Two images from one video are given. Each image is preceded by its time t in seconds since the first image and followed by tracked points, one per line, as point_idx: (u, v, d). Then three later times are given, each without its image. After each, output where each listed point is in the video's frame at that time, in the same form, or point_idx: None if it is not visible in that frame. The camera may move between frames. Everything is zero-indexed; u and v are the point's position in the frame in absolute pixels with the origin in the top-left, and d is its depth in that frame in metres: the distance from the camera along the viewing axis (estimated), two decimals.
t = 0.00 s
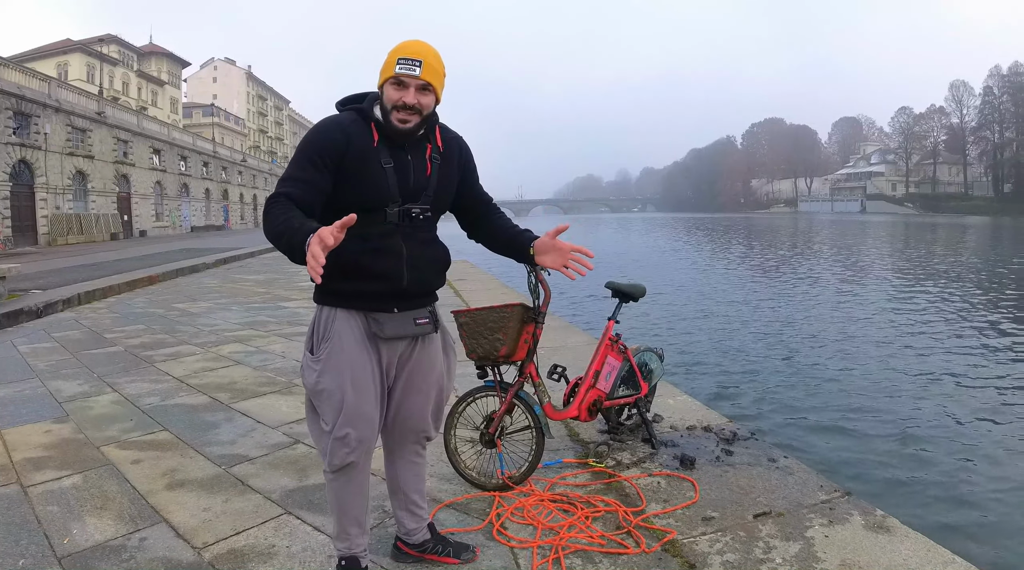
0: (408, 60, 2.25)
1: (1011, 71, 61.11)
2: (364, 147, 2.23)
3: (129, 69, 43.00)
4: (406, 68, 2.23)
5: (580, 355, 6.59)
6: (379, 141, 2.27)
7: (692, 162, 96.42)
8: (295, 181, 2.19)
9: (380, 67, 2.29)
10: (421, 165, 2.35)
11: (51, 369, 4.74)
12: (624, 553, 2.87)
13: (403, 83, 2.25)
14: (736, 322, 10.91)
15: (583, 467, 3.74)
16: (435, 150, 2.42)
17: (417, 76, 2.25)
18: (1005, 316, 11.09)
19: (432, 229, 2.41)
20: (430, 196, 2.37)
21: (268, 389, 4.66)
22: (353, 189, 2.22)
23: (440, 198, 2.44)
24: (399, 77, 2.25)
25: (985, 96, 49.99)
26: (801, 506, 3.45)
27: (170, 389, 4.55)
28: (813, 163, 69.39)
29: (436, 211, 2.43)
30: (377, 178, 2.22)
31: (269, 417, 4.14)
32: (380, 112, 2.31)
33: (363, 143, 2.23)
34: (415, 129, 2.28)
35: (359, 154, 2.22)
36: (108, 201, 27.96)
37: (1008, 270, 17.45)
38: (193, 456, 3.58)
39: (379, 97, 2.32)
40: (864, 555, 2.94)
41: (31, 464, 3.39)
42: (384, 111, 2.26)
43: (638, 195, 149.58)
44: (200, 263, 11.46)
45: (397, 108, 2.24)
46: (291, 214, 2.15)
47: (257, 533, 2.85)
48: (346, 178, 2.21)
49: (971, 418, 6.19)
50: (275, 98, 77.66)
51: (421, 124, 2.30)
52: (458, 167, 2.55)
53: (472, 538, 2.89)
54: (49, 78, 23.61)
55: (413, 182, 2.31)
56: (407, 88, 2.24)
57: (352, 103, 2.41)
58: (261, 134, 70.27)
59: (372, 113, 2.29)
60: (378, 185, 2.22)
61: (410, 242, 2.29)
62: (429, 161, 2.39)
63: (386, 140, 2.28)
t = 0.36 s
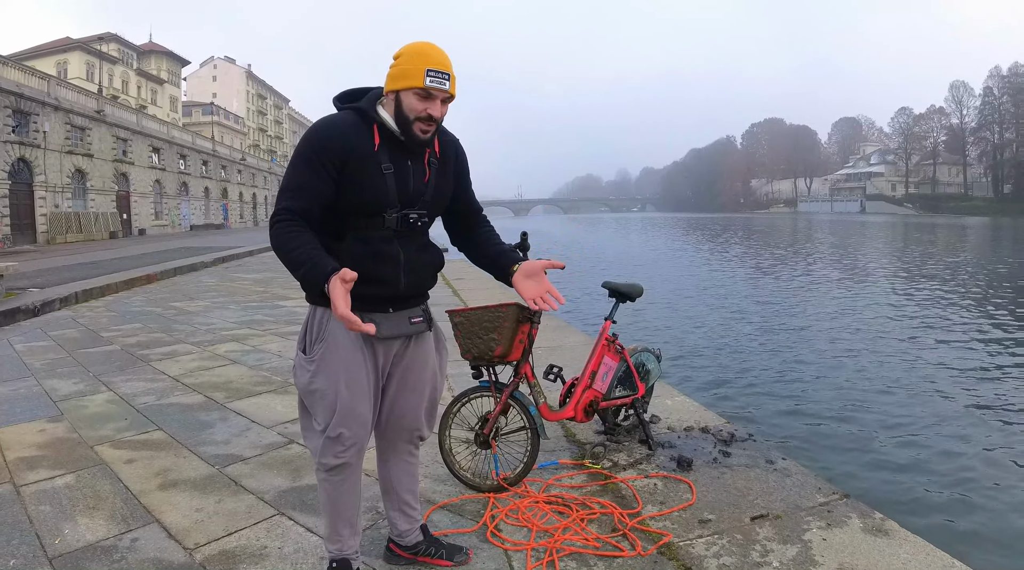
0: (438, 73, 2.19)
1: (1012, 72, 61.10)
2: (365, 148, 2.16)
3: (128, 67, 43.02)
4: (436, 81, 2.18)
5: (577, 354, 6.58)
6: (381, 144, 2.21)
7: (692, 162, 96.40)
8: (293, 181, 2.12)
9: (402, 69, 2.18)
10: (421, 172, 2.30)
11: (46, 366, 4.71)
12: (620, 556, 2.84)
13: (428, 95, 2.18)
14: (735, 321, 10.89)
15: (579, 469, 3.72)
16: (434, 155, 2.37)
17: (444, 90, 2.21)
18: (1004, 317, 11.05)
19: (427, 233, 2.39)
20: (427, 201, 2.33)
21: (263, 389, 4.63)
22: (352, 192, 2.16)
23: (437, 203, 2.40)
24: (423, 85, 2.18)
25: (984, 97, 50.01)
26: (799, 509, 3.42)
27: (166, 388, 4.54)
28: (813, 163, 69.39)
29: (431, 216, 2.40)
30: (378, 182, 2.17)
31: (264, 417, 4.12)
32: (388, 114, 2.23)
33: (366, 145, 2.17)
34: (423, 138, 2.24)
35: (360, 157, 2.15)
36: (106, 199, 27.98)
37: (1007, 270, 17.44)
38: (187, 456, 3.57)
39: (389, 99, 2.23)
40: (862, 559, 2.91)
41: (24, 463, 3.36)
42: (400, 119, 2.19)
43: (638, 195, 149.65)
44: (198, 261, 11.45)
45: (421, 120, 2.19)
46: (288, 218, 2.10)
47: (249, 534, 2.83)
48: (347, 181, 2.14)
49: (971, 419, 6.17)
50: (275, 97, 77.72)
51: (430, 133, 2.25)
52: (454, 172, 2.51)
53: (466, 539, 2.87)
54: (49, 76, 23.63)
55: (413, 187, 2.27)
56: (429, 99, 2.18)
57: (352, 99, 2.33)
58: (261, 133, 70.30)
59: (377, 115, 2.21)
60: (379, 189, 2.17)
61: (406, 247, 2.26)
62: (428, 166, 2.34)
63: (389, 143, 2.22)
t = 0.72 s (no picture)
0: (456, 65, 2.12)
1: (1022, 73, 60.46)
2: (369, 141, 2.02)
3: (133, 59, 43.10)
4: (456, 74, 2.11)
5: (576, 353, 6.49)
6: (385, 136, 2.08)
7: (698, 160, 95.85)
8: (289, 176, 1.93)
9: (415, 59, 2.07)
10: (421, 165, 2.20)
11: (38, 359, 4.65)
12: (612, 566, 2.74)
13: (446, 89, 2.12)
14: (738, 320, 10.77)
15: (574, 473, 3.63)
16: (430, 149, 2.28)
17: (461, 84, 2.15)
18: (1011, 321, 10.89)
19: (421, 229, 2.29)
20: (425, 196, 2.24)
21: (256, 385, 4.57)
22: (357, 188, 2.00)
23: (433, 199, 2.31)
24: (442, 79, 2.10)
25: (992, 98, 49.51)
26: (799, 519, 3.31)
27: (157, 382, 4.48)
28: (819, 163, 68.90)
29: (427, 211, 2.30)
30: (384, 177, 2.03)
31: (255, 413, 4.05)
32: (391, 105, 2.10)
33: (372, 137, 2.03)
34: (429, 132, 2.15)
35: (367, 150, 2.01)
36: (109, 190, 28.03)
37: (1013, 273, 17.25)
38: (173, 453, 3.50)
39: (395, 89, 2.11)
40: None
41: (8, 458, 3.29)
42: (414, 111, 2.09)
43: (643, 193, 149.22)
44: (199, 254, 11.41)
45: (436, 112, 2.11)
46: (294, 219, 1.91)
47: (231, 535, 2.76)
48: (354, 178, 1.99)
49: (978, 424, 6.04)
50: (279, 91, 77.79)
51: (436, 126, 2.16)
52: (447, 165, 2.43)
53: (454, 546, 2.79)
54: (52, 68, 23.66)
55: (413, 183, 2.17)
56: (448, 93, 2.12)
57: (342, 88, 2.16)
58: (265, 127, 70.37)
59: (380, 105, 2.08)
60: (385, 185, 2.04)
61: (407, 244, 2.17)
62: (426, 160, 2.25)
63: (392, 135, 2.09)
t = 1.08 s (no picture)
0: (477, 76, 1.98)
1: None
2: (380, 141, 1.81)
3: (173, 52, 44.17)
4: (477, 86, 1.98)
5: (599, 362, 6.28)
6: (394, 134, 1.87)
7: (733, 163, 93.90)
8: (289, 182, 1.70)
9: (438, 61, 1.88)
10: (435, 167, 1.99)
11: (58, 351, 4.64)
12: None
13: (466, 96, 1.97)
14: (770, 329, 10.37)
15: (591, 498, 3.42)
16: (439, 149, 2.08)
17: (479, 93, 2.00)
18: None
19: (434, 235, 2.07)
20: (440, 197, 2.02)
21: (270, 386, 4.48)
22: (364, 193, 1.78)
23: (446, 198, 2.09)
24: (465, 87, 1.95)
25: None
26: (829, 561, 3.03)
27: (171, 379, 4.42)
28: (858, 169, 66.81)
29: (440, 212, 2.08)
30: (394, 180, 1.81)
31: (265, 417, 3.95)
32: (401, 105, 1.91)
33: (384, 138, 1.81)
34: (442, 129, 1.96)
35: (376, 148, 1.79)
36: (145, 180, 28.72)
37: None
38: (178, 456, 3.41)
39: (412, 89, 1.90)
40: None
41: (12, 454, 3.24)
42: (431, 116, 1.91)
43: (675, 195, 146.83)
44: (228, 247, 11.50)
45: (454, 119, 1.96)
46: (305, 228, 1.67)
47: (226, 550, 2.63)
48: (362, 178, 1.77)
49: None
50: (315, 86, 78.91)
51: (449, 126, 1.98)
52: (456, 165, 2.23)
53: None
54: (91, 59, 24.25)
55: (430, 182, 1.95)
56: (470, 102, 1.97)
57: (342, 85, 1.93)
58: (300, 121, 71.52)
59: (385, 101, 1.87)
60: (397, 186, 1.82)
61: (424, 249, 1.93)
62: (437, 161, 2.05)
63: (404, 135, 1.89)
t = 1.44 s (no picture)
0: (466, 60, 1.77)
1: None
2: (394, 164, 1.64)
3: (231, 70, 45.95)
4: (466, 69, 1.76)
5: (645, 390, 5.99)
6: (407, 158, 1.71)
7: (787, 180, 91.13)
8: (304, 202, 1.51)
9: (415, 64, 1.76)
10: (453, 191, 1.81)
11: (99, 365, 4.66)
12: None
13: (458, 88, 1.76)
14: (828, 354, 9.78)
15: (629, 547, 3.14)
16: (459, 176, 1.91)
17: (476, 82, 1.78)
18: None
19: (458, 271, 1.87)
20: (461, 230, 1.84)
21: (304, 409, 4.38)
22: (379, 217, 1.60)
23: (467, 232, 1.91)
24: (451, 78, 1.76)
25: None
26: None
27: (207, 399, 4.38)
28: (921, 188, 63.68)
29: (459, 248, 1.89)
30: (409, 206, 1.64)
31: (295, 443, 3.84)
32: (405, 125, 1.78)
33: (395, 160, 1.65)
34: (455, 145, 1.79)
35: (392, 172, 1.62)
36: (202, 194, 29.78)
37: None
38: (202, 483, 3.31)
39: (404, 106, 1.80)
40: None
41: (40, 471, 3.20)
42: (426, 122, 1.74)
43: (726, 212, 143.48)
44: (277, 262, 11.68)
45: (449, 110, 1.74)
46: (327, 241, 1.45)
47: None
48: (377, 203, 1.59)
49: None
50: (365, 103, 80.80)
51: (461, 139, 1.81)
52: (478, 196, 2.06)
53: None
54: (151, 77, 25.19)
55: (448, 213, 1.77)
56: (461, 90, 1.76)
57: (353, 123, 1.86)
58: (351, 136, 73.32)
59: (399, 123, 1.72)
60: (411, 212, 1.64)
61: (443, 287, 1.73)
62: (456, 187, 1.87)
63: (416, 157, 1.73)
